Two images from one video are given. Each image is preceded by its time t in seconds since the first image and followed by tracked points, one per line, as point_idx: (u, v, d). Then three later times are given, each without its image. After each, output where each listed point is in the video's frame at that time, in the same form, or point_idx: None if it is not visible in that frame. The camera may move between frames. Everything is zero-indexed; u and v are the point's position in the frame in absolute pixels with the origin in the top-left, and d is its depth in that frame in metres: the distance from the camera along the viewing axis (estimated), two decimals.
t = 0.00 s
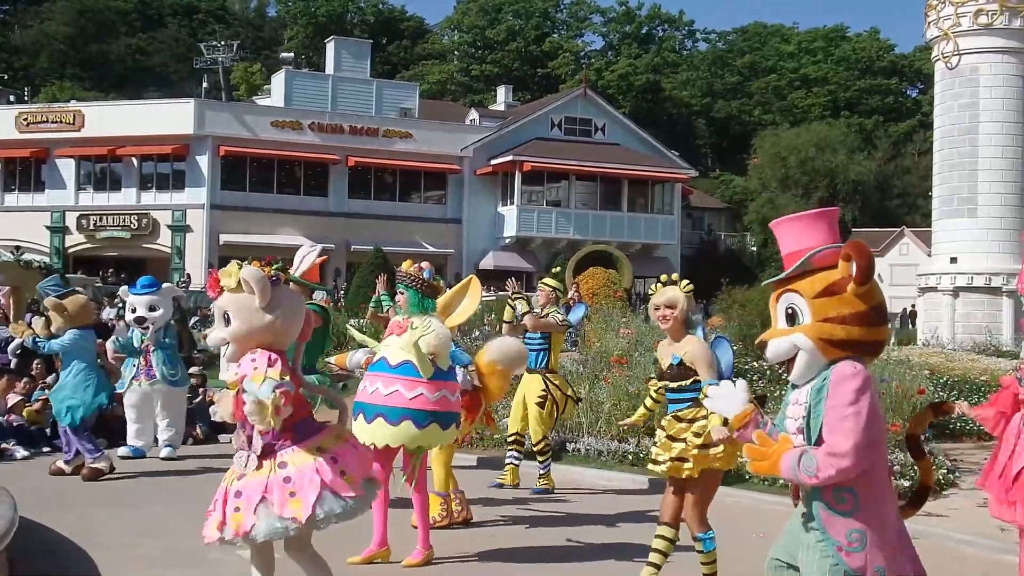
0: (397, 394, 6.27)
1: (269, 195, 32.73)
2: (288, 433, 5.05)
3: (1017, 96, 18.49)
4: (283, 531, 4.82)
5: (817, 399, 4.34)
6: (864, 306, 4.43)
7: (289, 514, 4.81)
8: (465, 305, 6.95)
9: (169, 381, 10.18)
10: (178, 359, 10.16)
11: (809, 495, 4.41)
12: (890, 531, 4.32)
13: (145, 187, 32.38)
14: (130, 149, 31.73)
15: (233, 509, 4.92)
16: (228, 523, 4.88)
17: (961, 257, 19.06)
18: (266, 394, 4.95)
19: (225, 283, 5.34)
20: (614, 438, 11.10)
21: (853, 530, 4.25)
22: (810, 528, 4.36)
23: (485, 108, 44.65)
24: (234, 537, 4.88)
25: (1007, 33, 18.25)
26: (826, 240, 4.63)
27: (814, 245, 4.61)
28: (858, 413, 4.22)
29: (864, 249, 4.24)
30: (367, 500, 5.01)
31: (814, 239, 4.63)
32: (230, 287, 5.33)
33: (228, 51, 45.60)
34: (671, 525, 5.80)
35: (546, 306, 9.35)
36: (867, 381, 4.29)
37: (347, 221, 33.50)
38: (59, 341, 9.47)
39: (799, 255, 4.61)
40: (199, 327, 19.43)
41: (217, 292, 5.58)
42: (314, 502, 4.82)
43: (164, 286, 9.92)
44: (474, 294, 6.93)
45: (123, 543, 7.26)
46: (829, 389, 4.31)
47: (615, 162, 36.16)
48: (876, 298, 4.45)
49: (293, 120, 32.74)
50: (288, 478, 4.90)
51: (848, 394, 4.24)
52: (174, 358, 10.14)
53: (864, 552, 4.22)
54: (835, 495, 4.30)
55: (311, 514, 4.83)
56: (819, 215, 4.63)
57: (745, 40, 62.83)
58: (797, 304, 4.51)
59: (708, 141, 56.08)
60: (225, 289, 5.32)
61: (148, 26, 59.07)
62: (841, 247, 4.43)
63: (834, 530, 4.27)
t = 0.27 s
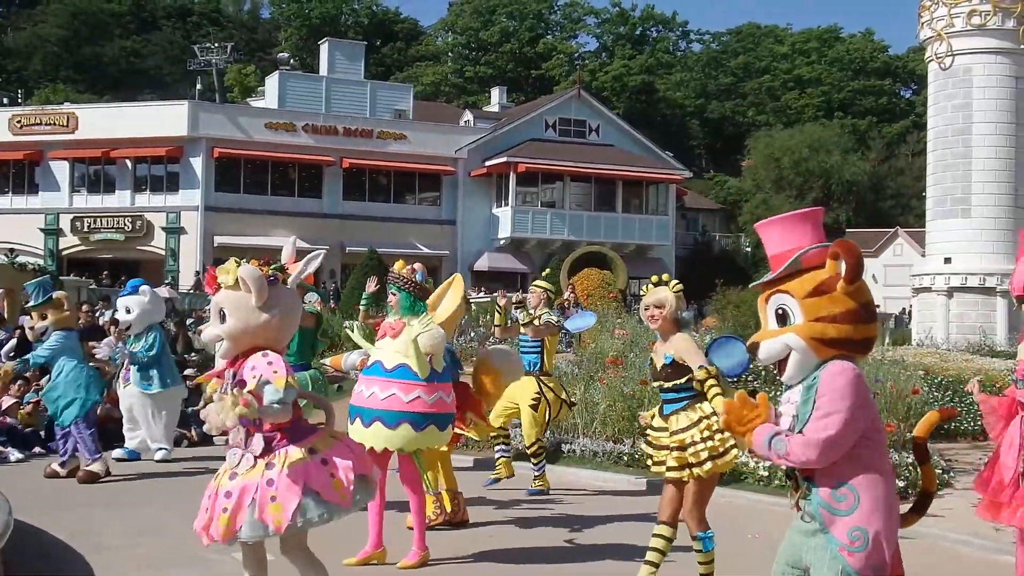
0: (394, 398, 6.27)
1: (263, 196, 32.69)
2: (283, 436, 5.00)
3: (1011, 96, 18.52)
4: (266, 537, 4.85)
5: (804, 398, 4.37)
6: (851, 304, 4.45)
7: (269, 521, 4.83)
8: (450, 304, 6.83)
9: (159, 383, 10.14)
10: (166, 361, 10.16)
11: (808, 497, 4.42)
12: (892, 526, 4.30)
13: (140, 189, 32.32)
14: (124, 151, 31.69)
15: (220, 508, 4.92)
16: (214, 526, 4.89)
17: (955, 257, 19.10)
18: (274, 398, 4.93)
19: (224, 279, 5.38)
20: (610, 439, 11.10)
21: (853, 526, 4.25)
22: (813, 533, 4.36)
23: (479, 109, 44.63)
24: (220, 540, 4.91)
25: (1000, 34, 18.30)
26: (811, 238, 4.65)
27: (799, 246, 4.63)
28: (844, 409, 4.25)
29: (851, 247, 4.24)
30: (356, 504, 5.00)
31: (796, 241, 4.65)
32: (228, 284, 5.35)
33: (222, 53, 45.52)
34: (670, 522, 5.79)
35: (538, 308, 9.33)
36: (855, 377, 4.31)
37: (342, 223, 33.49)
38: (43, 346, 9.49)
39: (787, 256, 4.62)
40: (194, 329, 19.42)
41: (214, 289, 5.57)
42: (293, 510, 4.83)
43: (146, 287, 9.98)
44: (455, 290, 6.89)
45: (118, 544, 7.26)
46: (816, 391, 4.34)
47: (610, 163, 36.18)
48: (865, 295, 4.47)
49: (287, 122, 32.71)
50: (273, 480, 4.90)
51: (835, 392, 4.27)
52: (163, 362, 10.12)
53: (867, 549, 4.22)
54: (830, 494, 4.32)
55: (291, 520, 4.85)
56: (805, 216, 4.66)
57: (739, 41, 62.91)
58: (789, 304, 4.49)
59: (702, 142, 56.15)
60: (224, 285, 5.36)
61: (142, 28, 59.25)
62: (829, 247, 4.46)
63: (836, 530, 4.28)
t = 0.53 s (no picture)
0: (391, 396, 6.26)
1: (261, 197, 32.68)
2: (279, 432, 5.03)
3: (1008, 96, 18.54)
4: (256, 529, 4.82)
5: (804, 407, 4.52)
6: (864, 332, 4.53)
7: (259, 512, 4.81)
8: (457, 306, 6.98)
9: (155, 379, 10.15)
10: (163, 359, 10.16)
11: (817, 506, 4.51)
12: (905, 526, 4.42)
13: (137, 190, 32.29)
14: (122, 152, 31.67)
15: (213, 497, 4.96)
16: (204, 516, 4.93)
17: (953, 257, 19.11)
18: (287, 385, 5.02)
19: (236, 275, 5.41)
20: (607, 440, 11.09)
21: (875, 525, 4.33)
22: (828, 542, 4.43)
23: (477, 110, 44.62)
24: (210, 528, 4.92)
25: (997, 35, 18.32)
26: (837, 260, 4.60)
27: (821, 267, 4.58)
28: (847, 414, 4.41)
29: (876, 274, 4.53)
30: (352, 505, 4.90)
31: (815, 263, 4.59)
32: (241, 279, 5.39)
33: (219, 54, 45.46)
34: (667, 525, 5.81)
35: (533, 309, 9.35)
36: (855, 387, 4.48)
37: (340, 224, 33.49)
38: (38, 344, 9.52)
39: (812, 277, 4.58)
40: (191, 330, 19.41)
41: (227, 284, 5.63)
42: (285, 505, 4.81)
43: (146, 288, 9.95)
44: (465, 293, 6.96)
45: (114, 545, 7.24)
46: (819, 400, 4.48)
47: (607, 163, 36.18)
48: (877, 326, 4.55)
49: (285, 123, 32.70)
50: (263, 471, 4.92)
51: (839, 401, 4.42)
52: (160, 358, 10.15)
53: (894, 545, 4.31)
54: (845, 498, 4.40)
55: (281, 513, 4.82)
56: (829, 238, 4.58)
57: (736, 42, 62.91)
58: (807, 327, 4.54)
59: (699, 142, 56.14)
60: (237, 282, 5.39)
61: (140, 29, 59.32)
62: (852, 272, 4.57)
63: (858, 531, 4.33)
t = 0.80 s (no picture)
0: (391, 405, 6.28)
1: (259, 198, 32.66)
2: (291, 434, 5.02)
3: (1007, 98, 18.54)
4: (254, 530, 4.82)
5: (806, 411, 4.30)
6: (855, 319, 4.32)
7: (260, 516, 4.82)
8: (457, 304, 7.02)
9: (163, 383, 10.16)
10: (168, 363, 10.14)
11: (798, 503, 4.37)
12: (883, 543, 4.25)
13: (136, 190, 32.28)
14: (121, 152, 31.67)
15: (217, 491, 4.92)
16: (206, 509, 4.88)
17: (952, 258, 19.09)
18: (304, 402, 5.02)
19: (249, 275, 5.44)
20: (607, 441, 11.08)
21: (841, 540, 4.20)
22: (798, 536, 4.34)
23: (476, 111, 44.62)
24: (209, 523, 4.88)
25: (996, 36, 18.31)
26: (817, 250, 4.48)
27: (801, 258, 4.46)
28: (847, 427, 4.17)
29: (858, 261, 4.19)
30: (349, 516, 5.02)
31: (802, 252, 4.47)
32: (256, 279, 5.41)
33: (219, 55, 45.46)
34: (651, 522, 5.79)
35: (531, 313, 9.30)
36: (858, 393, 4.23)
37: (339, 225, 33.49)
38: (38, 349, 9.47)
39: (792, 268, 4.45)
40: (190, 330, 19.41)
41: (240, 283, 5.65)
42: (287, 513, 4.82)
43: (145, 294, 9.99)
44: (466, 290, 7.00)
45: (112, 546, 7.24)
46: (819, 401, 4.25)
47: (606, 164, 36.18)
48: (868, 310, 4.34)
49: (284, 124, 32.69)
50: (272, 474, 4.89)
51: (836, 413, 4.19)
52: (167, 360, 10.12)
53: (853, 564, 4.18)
54: (822, 507, 4.25)
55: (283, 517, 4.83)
56: (810, 226, 4.48)
57: (735, 43, 62.99)
58: (793, 317, 4.38)
59: (698, 143, 56.19)
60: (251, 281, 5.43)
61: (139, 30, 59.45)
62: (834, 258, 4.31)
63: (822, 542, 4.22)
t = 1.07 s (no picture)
0: (379, 395, 6.35)
1: (259, 198, 32.66)
2: (293, 433, 5.09)
3: (1006, 100, 18.56)
4: (249, 517, 4.84)
5: (818, 407, 4.24)
6: (852, 311, 4.35)
7: (259, 504, 4.84)
8: (466, 307, 6.94)
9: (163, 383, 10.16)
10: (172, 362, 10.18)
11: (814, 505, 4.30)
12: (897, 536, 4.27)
13: (135, 190, 32.26)
14: (120, 152, 31.66)
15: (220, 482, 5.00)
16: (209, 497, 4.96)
17: (951, 260, 19.08)
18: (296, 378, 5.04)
19: (263, 273, 5.39)
20: (606, 442, 11.08)
21: (865, 537, 4.16)
22: (819, 542, 4.26)
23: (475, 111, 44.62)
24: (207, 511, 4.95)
25: (996, 38, 18.31)
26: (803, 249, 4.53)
27: (789, 257, 4.49)
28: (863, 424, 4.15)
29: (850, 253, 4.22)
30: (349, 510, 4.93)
31: (791, 251, 4.51)
32: (267, 277, 5.38)
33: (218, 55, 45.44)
34: (654, 525, 5.78)
35: (529, 312, 9.37)
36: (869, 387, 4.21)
37: (339, 225, 33.49)
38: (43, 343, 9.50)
39: (783, 266, 4.47)
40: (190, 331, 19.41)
41: (254, 283, 5.63)
42: (285, 501, 4.83)
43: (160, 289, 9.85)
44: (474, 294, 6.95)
45: (111, 546, 7.23)
46: (834, 396, 4.20)
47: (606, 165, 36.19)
48: (862, 301, 4.38)
49: (283, 124, 32.71)
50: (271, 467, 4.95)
51: (850, 411, 4.16)
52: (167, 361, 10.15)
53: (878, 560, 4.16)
54: (843, 504, 4.20)
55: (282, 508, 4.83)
56: (792, 226, 4.56)
57: (734, 44, 63.02)
58: (793, 315, 4.37)
59: (698, 144, 56.21)
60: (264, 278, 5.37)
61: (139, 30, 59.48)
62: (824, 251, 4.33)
63: (847, 541, 4.17)
